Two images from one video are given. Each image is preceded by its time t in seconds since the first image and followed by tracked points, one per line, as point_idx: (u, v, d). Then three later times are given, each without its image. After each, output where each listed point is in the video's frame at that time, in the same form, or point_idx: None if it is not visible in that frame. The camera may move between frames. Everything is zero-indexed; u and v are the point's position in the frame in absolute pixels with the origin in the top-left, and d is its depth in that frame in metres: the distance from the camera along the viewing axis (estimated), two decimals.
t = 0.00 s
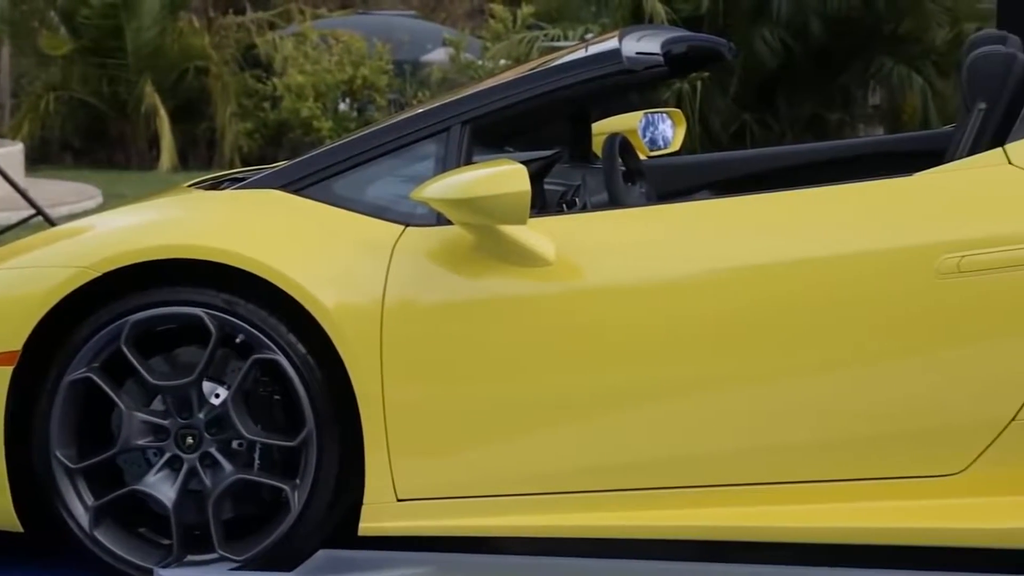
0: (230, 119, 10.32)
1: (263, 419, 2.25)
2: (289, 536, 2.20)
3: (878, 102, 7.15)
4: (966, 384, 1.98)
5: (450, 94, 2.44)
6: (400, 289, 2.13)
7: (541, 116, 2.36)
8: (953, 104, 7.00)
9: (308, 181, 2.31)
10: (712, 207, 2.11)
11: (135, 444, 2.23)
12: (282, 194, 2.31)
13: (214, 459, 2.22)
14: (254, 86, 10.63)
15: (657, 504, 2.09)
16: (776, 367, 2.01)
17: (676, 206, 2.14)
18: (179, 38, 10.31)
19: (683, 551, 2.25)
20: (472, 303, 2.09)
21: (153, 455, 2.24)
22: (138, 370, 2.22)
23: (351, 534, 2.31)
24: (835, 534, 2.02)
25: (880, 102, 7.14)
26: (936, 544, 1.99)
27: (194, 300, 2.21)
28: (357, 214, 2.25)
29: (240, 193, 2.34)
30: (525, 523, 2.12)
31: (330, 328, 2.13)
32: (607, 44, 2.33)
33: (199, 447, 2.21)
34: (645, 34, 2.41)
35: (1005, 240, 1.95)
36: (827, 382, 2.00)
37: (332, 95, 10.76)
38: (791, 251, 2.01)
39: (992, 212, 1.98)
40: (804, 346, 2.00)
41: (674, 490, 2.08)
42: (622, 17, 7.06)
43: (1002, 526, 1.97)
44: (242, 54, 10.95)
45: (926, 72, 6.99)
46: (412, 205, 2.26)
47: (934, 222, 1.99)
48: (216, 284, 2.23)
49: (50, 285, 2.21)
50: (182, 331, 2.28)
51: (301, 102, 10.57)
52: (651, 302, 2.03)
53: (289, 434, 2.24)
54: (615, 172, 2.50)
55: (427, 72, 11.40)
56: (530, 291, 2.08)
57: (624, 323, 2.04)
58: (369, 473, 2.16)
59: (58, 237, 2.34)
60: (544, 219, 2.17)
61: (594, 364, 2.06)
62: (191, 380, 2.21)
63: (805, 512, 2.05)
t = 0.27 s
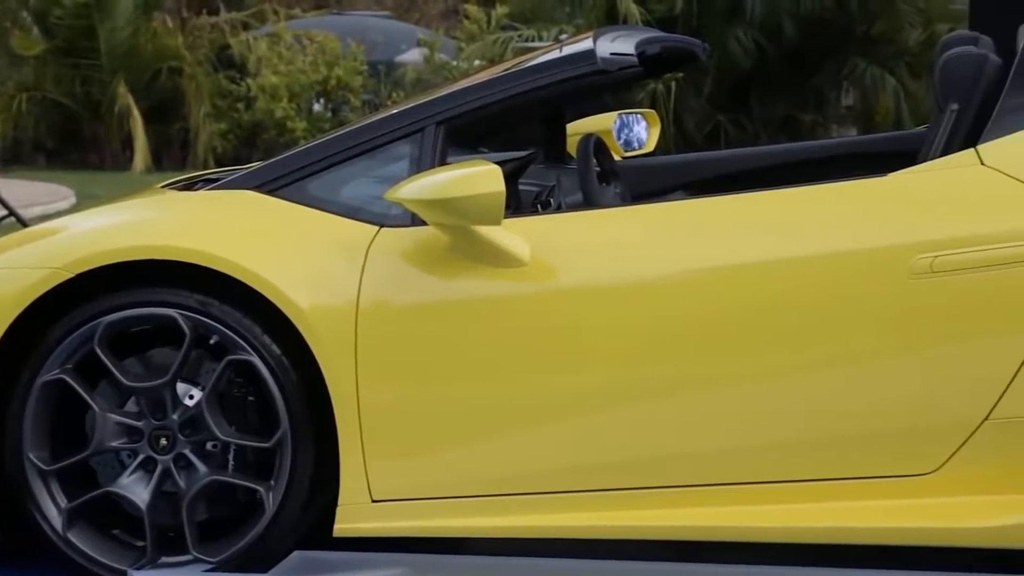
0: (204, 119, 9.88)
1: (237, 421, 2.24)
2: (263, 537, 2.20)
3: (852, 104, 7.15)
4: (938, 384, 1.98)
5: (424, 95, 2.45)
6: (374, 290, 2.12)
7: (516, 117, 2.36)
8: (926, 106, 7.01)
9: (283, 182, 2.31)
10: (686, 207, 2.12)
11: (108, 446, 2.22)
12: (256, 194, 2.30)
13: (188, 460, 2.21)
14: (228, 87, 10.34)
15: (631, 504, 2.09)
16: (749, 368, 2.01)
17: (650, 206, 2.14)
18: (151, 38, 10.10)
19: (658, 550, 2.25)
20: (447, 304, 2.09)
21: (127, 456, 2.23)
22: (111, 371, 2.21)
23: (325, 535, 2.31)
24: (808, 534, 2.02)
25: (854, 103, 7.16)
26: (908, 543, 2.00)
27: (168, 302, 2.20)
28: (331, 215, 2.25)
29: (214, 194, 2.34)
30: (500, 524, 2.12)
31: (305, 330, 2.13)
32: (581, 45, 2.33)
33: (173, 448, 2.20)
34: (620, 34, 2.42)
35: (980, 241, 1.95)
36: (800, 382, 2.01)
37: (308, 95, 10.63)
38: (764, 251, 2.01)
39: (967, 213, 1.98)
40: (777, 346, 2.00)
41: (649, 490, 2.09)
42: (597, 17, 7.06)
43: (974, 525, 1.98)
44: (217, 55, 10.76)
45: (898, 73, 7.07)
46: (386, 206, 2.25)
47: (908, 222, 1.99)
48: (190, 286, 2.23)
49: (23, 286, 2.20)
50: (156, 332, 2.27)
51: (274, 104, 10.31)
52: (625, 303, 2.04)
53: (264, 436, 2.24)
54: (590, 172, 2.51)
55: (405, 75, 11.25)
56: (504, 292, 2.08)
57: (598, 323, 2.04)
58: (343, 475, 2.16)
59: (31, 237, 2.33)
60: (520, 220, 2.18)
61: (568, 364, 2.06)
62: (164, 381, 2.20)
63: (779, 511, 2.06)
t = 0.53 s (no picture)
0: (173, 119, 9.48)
1: (207, 422, 2.24)
2: (233, 539, 2.19)
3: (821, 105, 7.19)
4: (907, 384, 1.99)
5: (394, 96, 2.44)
6: (345, 291, 2.12)
7: (486, 118, 2.36)
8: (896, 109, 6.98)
9: (253, 182, 2.30)
10: (656, 208, 2.12)
11: (77, 448, 2.21)
12: (226, 195, 2.30)
13: (158, 462, 2.20)
14: (195, 87, 9.97)
15: (601, 504, 2.10)
16: (719, 368, 2.02)
17: (621, 207, 2.14)
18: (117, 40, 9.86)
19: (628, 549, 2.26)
20: (418, 305, 2.09)
21: (96, 458, 2.22)
22: (81, 373, 2.20)
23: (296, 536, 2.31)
24: (778, 534, 2.03)
25: (823, 104, 7.18)
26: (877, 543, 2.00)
27: (138, 303, 2.19)
28: (302, 216, 2.24)
29: (183, 195, 2.33)
30: (470, 525, 2.12)
31: (275, 331, 2.12)
32: (552, 46, 2.34)
33: (143, 450, 2.19)
34: (591, 35, 2.42)
35: (949, 241, 1.96)
36: (770, 382, 2.01)
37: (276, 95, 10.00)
38: (733, 251, 2.02)
39: (936, 214, 1.99)
40: (747, 346, 2.01)
41: (619, 490, 2.09)
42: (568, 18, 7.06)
43: (942, 524, 1.98)
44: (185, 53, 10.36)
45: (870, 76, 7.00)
46: (357, 206, 2.25)
47: (877, 222, 2.00)
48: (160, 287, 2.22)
49: None
50: (125, 334, 2.27)
51: (245, 104, 9.73)
52: (595, 303, 2.04)
53: (234, 437, 2.23)
54: (560, 173, 2.51)
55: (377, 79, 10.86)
56: (474, 293, 2.08)
57: (569, 324, 2.04)
58: (313, 476, 2.15)
59: None
60: (490, 221, 2.18)
61: (538, 364, 2.06)
62: (134, 383, 2.19)
63: (749, 512, 2.06)
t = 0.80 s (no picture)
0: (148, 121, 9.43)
1: (183, 424, 2.23)
2: (208, 541, 2.19)
3: (796, 105, 7.18)
4: (882, 384, 1.99)
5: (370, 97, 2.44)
6: (320, 292, 2.12)
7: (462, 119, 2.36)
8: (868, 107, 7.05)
9: (228, 183, 2.30)
10: (632, 209, 2.12)
11: (51, 450, 2.20)
12: (200, 196, 2.29)
13: (132, 464, 2.19)
14: (170, 87, 9.83)
15: (577, 505, 2.10)
16: (694, 369, 2.02)
17: (596, 208, 2.15)
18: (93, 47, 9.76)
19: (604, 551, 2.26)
20: (394, 306, 2.09)
21: (70, 460, 2.21)
22: (55, 375, 2.20)
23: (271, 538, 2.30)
24: (754, 534, 2.03)
25: (798, 105, 7.20)
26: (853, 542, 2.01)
27: (112, 304, 2.18)
28: (277, 217, 2.24)
29: (158, 196, 2.32)
30: (446, 526, 2.12)
31: (250, 332, 2.12)
32: (527, 47, 2.34)
33: (117, 452, 2.19)
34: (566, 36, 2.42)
35: (923, 241, 1.97)
36: (746, 382, 2.02)
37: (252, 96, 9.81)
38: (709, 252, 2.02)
39: (910, 214, 1.99)
40: (723, 347, 2.01)
41: (595, 491, 2.09)
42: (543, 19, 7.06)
43: (917, 524, 1.99)
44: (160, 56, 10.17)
45: (843, 76, 7.07)
46: (332, 207, 2.25)
47: (852, 223, 2.00)
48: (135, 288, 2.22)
49: None
50: (100, 335, 2.26)
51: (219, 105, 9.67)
52: (571, 304, 2.04)
53: (209, 439, 2.22)
54: (535, 173, 2.51)
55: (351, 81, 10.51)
56: (450, 293, 2.08)
57: (544, 324, 2.04)
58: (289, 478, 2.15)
59: None
60: (466, 222, 2.18)
61: (515, 365, 2.06)
62: (109, 384, 2.18)
63: (725, 512, 2.07)
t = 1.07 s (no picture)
0: (118, 121, 9.39)
1: (153, 426, 2.22)
2: (179, 543, 2.18)
3: (767, 105, 7.11)
4: (851, 385, 2.00)
5: (340, 98, 2.44)
6: (291, 294, 2.12)
7: (433, 119, 2.37)
8: (837, 108, 7.09)
9: (198, 184, 2.29)
10: (602, 210, 2.12)
11: (21, 452, 2.19)
12: (170, 197, 2.28)
13: (102, 466, 2.18)
14: (140, 88, 9.76)
15: (549, 506, 2.10)
16: (664, 370, 2.02)
17: (567, 209, 2.15)
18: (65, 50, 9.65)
19: (576, 551, 2.26)
20: (365, 307, 2.09)
21: (40, 462, 2.20)
22: (24, 377, 2.19)
23: (242, 540, 2.30)
24: (726, 534, 2.03)
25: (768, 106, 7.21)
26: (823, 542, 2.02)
27: (82, 306, 2.17)
28: (248, 218, 2.23)
29: (128, 197, 2.31)
30: (417, 527, 2.12)
31: (221, 334, 2.11)
32: (498, 48, 2.35)
33: (87, 454, 2.18)
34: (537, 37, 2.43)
35: (892, 242, 1.97)
36: (717, 383, 2.02)
37: (222, 96, 9.78)
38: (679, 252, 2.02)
39: (879, 215, 2.00)
40: (694, 348, 2.01)
41: (566, 491, 2.10)
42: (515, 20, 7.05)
43: (887, 524, 2.00)
44: (130, 55, 10.09)
45: (813, 76, 7.08)
46: (303, 208, 2.24)
47: (822, 224, 2.01)
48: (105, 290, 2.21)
49: None
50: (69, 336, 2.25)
51: (189, 106, 9.60)
52: (542, 305, 2.04)
53: (180, 441, 2.22)
54: (507, 174, 2.51)
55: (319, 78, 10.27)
56: (422, 295, 2.08)
57: (515, 326, 2.04)
58: (261, 480, 2.15)
59: None
60: (437, 223, 2.18)
61: (486, 366, 2.06)
62: (79, 386, 2.17)
63: (696, 512, 2.07)
